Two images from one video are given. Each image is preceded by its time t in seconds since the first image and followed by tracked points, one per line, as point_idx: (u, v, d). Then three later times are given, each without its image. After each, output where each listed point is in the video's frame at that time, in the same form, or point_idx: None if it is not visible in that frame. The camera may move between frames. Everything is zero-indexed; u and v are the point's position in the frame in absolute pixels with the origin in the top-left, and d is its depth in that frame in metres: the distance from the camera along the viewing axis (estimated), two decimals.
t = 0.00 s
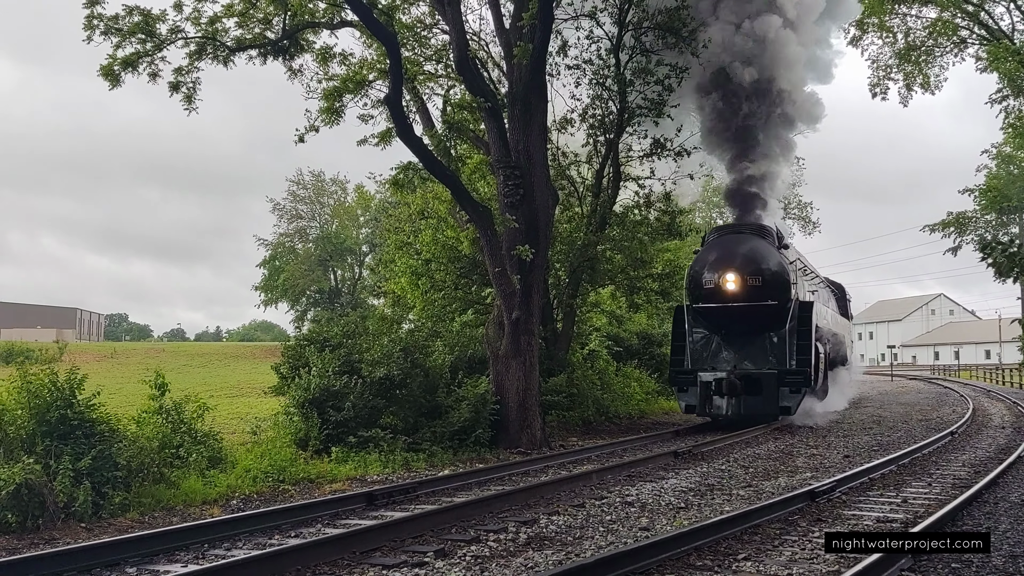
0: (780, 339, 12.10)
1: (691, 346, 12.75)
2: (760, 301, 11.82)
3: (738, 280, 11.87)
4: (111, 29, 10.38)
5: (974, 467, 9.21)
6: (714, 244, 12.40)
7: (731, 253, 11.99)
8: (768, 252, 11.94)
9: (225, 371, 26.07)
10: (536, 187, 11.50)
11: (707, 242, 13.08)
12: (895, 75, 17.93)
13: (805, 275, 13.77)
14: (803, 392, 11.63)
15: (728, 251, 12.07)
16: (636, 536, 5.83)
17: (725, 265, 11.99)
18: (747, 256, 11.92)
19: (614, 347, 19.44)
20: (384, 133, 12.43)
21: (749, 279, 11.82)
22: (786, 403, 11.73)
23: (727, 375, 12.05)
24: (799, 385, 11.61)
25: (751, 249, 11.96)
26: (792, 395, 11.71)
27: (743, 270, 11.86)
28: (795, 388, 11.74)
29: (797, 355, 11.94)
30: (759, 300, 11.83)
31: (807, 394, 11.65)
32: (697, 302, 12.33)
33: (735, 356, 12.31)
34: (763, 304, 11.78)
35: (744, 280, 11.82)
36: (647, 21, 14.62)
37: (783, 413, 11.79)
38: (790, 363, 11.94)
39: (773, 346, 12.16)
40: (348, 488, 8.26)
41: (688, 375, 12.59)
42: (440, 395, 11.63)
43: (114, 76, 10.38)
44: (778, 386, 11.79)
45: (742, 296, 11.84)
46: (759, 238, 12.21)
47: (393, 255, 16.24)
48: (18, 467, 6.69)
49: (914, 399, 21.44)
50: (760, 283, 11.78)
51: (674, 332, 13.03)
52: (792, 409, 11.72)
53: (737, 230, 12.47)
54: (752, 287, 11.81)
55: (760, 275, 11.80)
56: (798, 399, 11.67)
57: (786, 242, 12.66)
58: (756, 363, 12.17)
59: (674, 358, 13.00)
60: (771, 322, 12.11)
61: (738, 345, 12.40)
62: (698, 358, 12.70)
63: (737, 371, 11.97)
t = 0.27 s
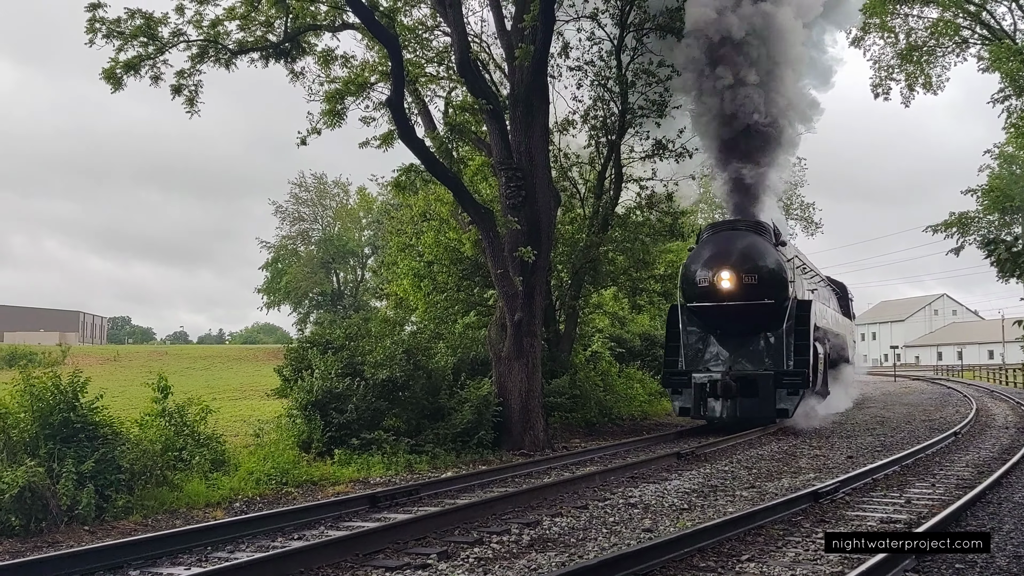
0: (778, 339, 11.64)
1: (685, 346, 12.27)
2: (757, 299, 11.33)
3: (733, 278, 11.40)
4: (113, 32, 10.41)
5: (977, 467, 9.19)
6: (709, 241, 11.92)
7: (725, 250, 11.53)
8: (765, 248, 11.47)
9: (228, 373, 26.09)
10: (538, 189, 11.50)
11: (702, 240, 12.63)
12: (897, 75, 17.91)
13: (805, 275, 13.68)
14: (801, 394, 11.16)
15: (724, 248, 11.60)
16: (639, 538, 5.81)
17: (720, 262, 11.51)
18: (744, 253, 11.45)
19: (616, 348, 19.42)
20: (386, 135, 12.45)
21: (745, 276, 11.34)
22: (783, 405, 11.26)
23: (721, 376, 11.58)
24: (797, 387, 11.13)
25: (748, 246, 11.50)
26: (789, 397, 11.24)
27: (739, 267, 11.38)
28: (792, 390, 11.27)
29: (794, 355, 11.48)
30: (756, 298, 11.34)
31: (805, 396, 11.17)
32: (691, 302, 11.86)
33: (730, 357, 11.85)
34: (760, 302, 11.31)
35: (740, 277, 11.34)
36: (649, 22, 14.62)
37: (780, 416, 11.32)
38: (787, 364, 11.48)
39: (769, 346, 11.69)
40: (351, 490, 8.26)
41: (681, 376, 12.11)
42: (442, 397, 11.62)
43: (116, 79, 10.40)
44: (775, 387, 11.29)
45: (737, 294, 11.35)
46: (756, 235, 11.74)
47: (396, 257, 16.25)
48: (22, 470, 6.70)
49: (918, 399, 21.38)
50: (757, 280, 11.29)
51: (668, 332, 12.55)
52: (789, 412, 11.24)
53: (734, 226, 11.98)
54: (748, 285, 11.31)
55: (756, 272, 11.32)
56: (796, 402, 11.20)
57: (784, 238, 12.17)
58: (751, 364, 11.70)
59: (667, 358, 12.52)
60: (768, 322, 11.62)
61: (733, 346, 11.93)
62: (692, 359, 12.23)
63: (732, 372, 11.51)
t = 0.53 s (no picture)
0: (774, 339, 11.28)
1: (678, 346, 11.93)
2: (753, 296, 11.01)
3: (727, 275, 11.08)
4: (115, 34, 10.42)
5: (980, 467, 9.17)
6: (702, 237, 11.58)
7: (719, 246, 11.22)
8: (761, 244, 11.17)
9: (229, 374, 26.11)
10: (540, 190, 11.49)
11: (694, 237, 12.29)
12: (899, 75, 17.88)
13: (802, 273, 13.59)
14: (797, 396, 10.84)
15: (718, 244, 11.28)
16: (641, 538, 5.80)
17: (714, 258, 11.19)
18: (739, 249, 11.14)
19: (618, 349, 19.41)
20: (388, 136, 12.46)
21: (739, 273, 11.02)
22: (780, 407, 10.94)
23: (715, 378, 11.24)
24: (793, 389, 10.81)
25: (744, 242, 11.19)
26: (786, 399, 10.92)
27: (733, 264, 11.06)
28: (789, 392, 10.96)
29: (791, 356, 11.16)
30: (751, 295, 11.00)
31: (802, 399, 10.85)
32: (684, 301, 11.53)
33: (724, 357, 11.49)
34: (756, 299, 10.99)
35: (734, 274, 11.02)
36: (650, 22, 14.61)
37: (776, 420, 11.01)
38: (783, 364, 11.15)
39: (765, 346, 11.35)
40: (354, 491, 8.26)
41: (673, 377, 11.77)
42: (445, 398, 11.63)
43: (118, 81, 10.42)
44: (771, 389, 10.95)
45: (732, 291, 11.04)
46: (751, 231, 11.44)
47: (398, 258, 16.25)
48: (25, 472, 6.71)
49: (920, 399, 21.36)
50: (752, 277, 10.98)
51: (660, 331, 12.21)
52: (785, 414, 10.92)
53: (728, 222, 11.67)
54: (743, 282, 11.00)
55: (751, 269, 11.01)
56: (792, 404, 10.87)
57: (780, 235, 11.87)
58: (746, 365, 11.36)
59: (660, 359, 12.18)
60: (763, 320, 11.31)
61: (728, 346, 11.58)
62: (684, 360, 11.87)
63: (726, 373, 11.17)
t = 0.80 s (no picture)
0: (771, 337, 11.19)
1: (672, 345, 11.85)
2: (748, 292, 10.93)
3: (721, 272, 11.00)
4: (119, 35, 10.45)
5: (985, 466, 9.14)
6: (697, 231, 11.49)
7: (713, 243, 11.12)
8: (756, 239, 11.04)
9: (233, 375, 26.13)
10: (543, 189, 11.49)
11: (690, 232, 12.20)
12: (902, 73, 17.83)
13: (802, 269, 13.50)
14: (794, 396, 10.72)
15: (712, 239, 11.19)
16: (645, 538, 5.79)
17: (708, 253, 11.11)
18: (733, 244, 11.03)
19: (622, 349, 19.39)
20: (391, 136, 12.47)
21: (733, 269, 10.92)
22: (776, 408, 10.81)
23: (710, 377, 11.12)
24: (790, 388, 10.70)
25: (738, 237, 11.07)
26: (782, 399, 10.80)
27: (727, 259, 10.97)
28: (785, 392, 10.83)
29: (788, 355, 11.06)
30: (746, 291, 10.92)
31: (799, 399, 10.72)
32: (678, 296, 11.48)
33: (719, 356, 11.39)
34: (751, 295, 10.90)
35: (728, 270, 10.94)
36: (653, 21, 14.60)
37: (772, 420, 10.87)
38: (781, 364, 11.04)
39: (761, 345, 11.25)
40: (357, 491, 8.26)
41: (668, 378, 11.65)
42: (448, 398, 11.64)
43: (121, 82, 10.44)
44: (767, 388, 10.85)
45: (725, 287, 10.96)
46: (747, 225, 11.30)
47: (401, 258, 16.26)
48: (29, 472, 6.73)
49: (924, 399, 21.31)
50: (746, 273, 10.88)
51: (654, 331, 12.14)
52: (782, 415, 10.79)
53: (724, 216, 11.53)
54: (737, 278, 10.91)
55: (746, 265, 10.90)
56: (789, 404, 10.74)
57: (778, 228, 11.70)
58: (741, 365, 11.25)
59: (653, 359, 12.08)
60: (760, 316, 11.23)
61: (724, 345, 11.52)
62: (678, 360, 11.77)
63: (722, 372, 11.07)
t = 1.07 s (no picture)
0: (765, 336, 11.05)
1: (663, 344, 11.70)
2: (741, 287, 10.81)
3: (713, 267, 10.86)
4: (120, 35, 10.45)
5: (987, 466, 9.12)
6: (690, 225, 11.37)
7: (705, 238, 10.98)
8: (750, 233, 10.92)
9: (234, 374, 26.13)
10: (545, 189, 11.49)
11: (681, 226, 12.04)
12: (904, 72, 17.81)
13: (799, 266, 13.42)
14: (788, 397, 10.60)
15: (705, 233, 11.07)
16: (647, 537, 5.79)
17: (701, 248, 10.99)
18: (726, 238, 10.92)
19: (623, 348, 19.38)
20: (392, 136, 12.47)
21: (725, 264, 10.79)
22: (770, 409, 10.72)
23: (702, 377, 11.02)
24: (785, 389, 10.58)
25: (731, 231, 10.96)
26: (776, 399, 10.70)
27: (720, 253, 10.85)
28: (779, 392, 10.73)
29: (782, 354, 10.93)
30: (740, 287, 10.80)
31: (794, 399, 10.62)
32: (669, 293, 11.32)
33: (711, 356, 11.25)
34: (745, 291, 10.78)
35: (721, 264, 10.82)
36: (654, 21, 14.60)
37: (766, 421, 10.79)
38: (775, 364, 10.91)
39: (754, 344, 11.10)
40: (359, 491, 8.26)
41: (659, 377, 11.55)
42: (450, 397, 11.65)
43: (123, 82, 10.45)
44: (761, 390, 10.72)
45: (718, 282, 10.84)
46: (741, 219, 11.18)
47: (403, 258, 16.26)
48: (31, 472, 6.74)
49: (925, 398, 21.31)
50: (739, 267, 10.75)
51: (645, 328, 11.99)
52: (776, 415, 10.70)
53: (718, 211, 11.41)
54: (730, 273, 10.79)
55: (739, 259, 10.78)
56: (783, 404, 10.64)
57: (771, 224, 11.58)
58: (734, 364, 11.12)
59: (644, 357, 11.96)
60: (754, 313, 11.08)
61: (716, 344, 11.33)
62: (669, 359, 11.64)
63: (715, 372, 10.96)
